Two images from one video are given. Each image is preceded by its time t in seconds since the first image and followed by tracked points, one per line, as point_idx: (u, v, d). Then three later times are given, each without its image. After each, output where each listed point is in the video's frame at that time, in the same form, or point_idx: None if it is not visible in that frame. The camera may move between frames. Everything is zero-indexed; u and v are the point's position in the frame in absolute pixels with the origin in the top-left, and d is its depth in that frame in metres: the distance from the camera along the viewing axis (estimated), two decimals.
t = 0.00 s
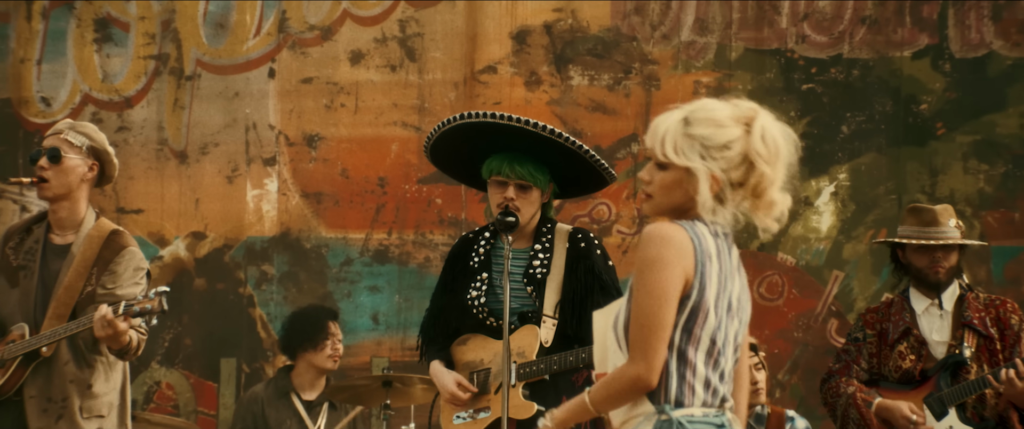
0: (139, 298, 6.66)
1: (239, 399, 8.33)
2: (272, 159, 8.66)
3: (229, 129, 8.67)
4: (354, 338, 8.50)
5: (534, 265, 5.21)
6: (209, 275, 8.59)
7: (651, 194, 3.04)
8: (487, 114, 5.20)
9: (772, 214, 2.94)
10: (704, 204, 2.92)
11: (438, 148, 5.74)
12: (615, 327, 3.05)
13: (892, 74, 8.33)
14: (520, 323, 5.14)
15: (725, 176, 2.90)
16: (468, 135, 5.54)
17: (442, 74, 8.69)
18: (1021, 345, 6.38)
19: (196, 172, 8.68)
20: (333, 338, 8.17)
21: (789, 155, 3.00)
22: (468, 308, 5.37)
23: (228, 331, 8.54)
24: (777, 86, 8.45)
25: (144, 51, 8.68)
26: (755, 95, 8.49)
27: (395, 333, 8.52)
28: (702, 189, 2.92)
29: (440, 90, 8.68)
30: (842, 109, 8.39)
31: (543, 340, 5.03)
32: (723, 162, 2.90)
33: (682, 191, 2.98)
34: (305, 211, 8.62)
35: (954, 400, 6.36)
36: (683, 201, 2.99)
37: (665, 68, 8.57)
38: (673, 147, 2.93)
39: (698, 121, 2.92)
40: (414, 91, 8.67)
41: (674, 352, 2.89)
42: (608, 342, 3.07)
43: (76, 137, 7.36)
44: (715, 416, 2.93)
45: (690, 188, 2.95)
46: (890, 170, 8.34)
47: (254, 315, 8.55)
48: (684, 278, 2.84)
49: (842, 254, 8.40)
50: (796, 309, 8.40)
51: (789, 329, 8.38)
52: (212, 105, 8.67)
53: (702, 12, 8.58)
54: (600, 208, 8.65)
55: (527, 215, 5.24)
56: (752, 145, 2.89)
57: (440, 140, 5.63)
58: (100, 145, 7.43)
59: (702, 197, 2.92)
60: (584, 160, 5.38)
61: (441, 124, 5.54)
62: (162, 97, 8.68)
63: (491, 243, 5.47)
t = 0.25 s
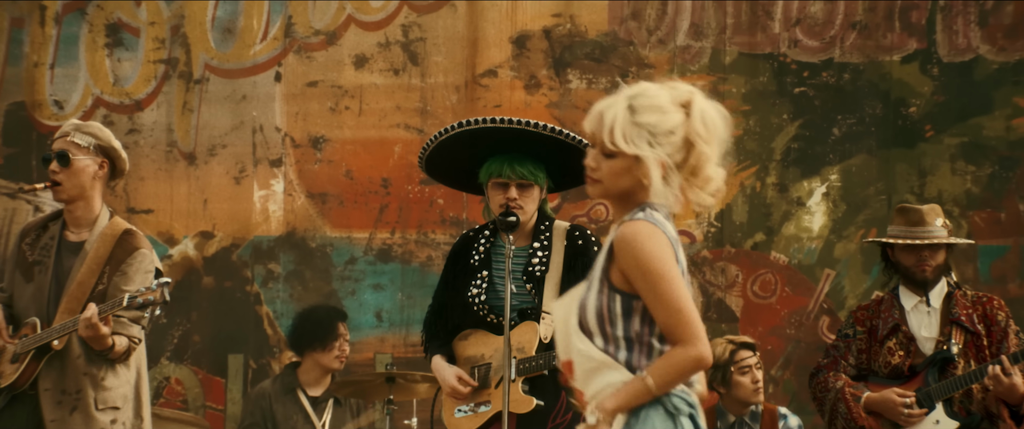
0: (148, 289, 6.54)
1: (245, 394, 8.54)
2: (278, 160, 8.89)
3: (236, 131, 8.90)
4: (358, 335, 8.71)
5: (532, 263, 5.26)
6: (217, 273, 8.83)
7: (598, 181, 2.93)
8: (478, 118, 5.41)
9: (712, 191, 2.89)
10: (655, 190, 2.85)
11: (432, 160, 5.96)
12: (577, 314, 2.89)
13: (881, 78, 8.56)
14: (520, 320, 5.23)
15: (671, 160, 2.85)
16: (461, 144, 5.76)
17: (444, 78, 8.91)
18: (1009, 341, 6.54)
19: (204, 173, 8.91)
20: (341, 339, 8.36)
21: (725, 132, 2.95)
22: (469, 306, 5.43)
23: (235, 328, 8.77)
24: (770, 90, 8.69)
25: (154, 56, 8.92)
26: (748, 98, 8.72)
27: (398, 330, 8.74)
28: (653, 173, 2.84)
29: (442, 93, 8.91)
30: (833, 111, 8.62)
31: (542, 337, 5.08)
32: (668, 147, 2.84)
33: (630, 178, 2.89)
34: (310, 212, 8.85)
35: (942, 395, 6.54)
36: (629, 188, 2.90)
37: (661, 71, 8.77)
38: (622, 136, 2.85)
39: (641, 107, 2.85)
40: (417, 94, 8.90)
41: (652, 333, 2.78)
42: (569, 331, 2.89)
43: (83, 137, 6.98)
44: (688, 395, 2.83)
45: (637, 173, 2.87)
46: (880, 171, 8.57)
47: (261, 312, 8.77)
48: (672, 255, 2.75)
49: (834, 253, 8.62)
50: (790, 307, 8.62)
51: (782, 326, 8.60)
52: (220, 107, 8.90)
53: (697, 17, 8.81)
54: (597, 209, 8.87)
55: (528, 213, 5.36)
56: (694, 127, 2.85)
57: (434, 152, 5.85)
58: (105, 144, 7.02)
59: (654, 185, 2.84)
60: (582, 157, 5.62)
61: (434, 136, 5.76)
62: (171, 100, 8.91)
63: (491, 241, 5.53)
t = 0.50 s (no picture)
0: (157, 291, 6.01)
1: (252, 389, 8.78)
2: (283, 162, 9.11)
3: (243, 134, 9.12)
4: (362, 332, 8.97)
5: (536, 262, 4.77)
6: (225, 271, 9.05)
7: (530, 171, 2.70)
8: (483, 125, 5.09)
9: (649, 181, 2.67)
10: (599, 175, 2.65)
11: (429, 172, 5.57)
12: (493, 286, 2.66)
13: (872, 81, 8.78)
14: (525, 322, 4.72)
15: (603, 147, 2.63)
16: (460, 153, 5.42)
17: (445, 81, 9.12)
18: (994, 339, 6.17)
19: (212, 174, 9.14)
20: (342, 332, 8.49)
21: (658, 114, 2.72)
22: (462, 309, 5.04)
23: (242, 325, 8.99)
24: (763, 93, 8.90)
25: (162, 60, 9.13)
26: (742, 101, 8.94)
27: (401, 327, 8.98)
28: (589, 160, 2.64)
29: (443, 96, 9.12)
30: (825, 114, 8.83)
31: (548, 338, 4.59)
32: (601, 134, 2.62)
33: (562, 166, 2.68)
34: (315, 212, 9.06)
35: (929, 391, 6.23)
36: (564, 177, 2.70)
37: (657, 75, 9.01)
38: (547, 126, 2.63)
39: (570, 96, 2.63)
40: (419, 97, 9.11)
41: (573, 316, 2.59)
42: (482, 302, 2.67)
43: (92, 139, 6.50)
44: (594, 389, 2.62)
45: (570, 161, 2.66)
46: (870, 172, 8.79)
47: (267, 310, 9.00)
48: (615, 241, 2.60)
49: (826, 252, 8.85)
50: (782, 304, 8.85)
51: (775, 323, 8.83)
52: (227, 110, 9.12)
53: (692, 22, 9.02)
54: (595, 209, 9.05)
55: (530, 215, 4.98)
56: (626, 115, 2.63)
57: (433, 163, 5.50)
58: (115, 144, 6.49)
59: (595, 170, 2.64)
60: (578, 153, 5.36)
61: (432, 146, 5.43)
62: (179, 103, 9.14)
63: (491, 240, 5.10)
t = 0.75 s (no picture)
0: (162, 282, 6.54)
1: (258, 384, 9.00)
2: (289, 163, 9.33)
3: (250, 136, 9.35)
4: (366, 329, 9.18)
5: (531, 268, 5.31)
6: (232, 270, 9.27)
7: (439, 157, 3.17)
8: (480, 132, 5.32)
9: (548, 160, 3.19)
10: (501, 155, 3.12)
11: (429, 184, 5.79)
12: (412, 278, 3.11)
13: (863, 85, 9.01)
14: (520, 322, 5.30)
15: (509, 132, 3.11)
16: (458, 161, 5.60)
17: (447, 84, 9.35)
18: (983, 336, 6.29)
19: (219, 175, 9.36)
20: (348, 336, 8.52)
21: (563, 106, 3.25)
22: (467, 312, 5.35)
23: (249, 322, 9.22)
24: (757, 96, 9.13)
25: (171, 63, 9.36)
26: (737, 103, 9.16)
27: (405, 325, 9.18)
28: (492, 144, 3.11)
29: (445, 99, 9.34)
30: (818, 116, 9.06)
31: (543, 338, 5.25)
32: (505, 119, 3.10)
33: (467, 152, 3.14)
34: (320, 212, 9.27)
35: (918, 387, 6.41)
36: (471, 160, 3.15)
37: (654, 79, 9.24)
38: (455, 107, 3.10)
39: (474, 82, 3.11)
40: (421, 100, 9.33)
41: (482, 303, 3.06)
42: (404, 288, 3.13)
43: (100, 138, 6.98)
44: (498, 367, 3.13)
45: (476, 147, 3.12)
46: (862, 173, 9.02)
47: (273, 307, 9.22)
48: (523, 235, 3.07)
49: (818, 251, 9.07)
50: (776, 302, 9.06)
51: (769, 321, 9.05)
52: (234, 113, 9.34)
53: (688, 27, 9.24)
54: (593, 209, 9.24)
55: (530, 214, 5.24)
56: (524, 99, 3.11)
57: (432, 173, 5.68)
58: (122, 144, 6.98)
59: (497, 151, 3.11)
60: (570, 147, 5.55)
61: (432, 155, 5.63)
62: (187, 106, 9.36)
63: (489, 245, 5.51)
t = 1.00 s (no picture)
0: (168, 277, 6.60)
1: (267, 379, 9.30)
2: (295, 164, 9.63)
3: (258, 138, 9.66)
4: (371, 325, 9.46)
5: (531, 263, 5.63)
6: (240, 268, 9.58)
7: (375, 160, 3.13)
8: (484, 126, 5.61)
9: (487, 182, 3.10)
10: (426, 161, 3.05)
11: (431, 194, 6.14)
12: (354, 299, 3.03)
13: (851, 89, 9.31)
14: (521, 315, 5.62)
15: (440, 137, 3.05)
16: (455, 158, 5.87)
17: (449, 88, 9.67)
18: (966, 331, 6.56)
19: (228, 176, 9.67)
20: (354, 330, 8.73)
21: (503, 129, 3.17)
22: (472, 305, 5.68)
23: (257, 319, 9.53)
24: (749, 99, 9.43)
25: (182, 68, 9.68)
26: (730, 107, 9.46)
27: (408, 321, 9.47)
28: (419, 148, 3.05)
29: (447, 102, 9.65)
30: (808, 119, 9.36)
31: (542, 332, 5.52)
32: (436, 124, 3.05)
33: (400, 154, 3.10)
34: (326, 212, 9.57)
35: (905, 380, 6.63)
36: (401, 166, 3.11)
37: (650, 83, 9.53)
38: (390, 111, 3.08)
39: (416, 90, 3.08)
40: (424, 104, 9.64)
41: (424, 324, 2.97)
42: (346, 312, 3.05)
43: (103, 146, 6.94)
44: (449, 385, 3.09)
45: (407, 148, 3.08)
46: (850, 175, 9.34)
47: (281, 305, 9.52)
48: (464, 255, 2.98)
49: (808, 249, 9.37)
50: (767, 299, 9.36)
51: (761, 317, 9.35)
52: (243, 116, 9.66)
53: (682, 33, 9.55)
54: (591, 209, 9.53)
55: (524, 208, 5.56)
56: (464, 111, 3.06)
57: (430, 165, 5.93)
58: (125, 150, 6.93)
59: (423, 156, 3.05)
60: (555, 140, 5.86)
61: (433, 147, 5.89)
62: (198, 109, 9.69)
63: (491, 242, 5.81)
